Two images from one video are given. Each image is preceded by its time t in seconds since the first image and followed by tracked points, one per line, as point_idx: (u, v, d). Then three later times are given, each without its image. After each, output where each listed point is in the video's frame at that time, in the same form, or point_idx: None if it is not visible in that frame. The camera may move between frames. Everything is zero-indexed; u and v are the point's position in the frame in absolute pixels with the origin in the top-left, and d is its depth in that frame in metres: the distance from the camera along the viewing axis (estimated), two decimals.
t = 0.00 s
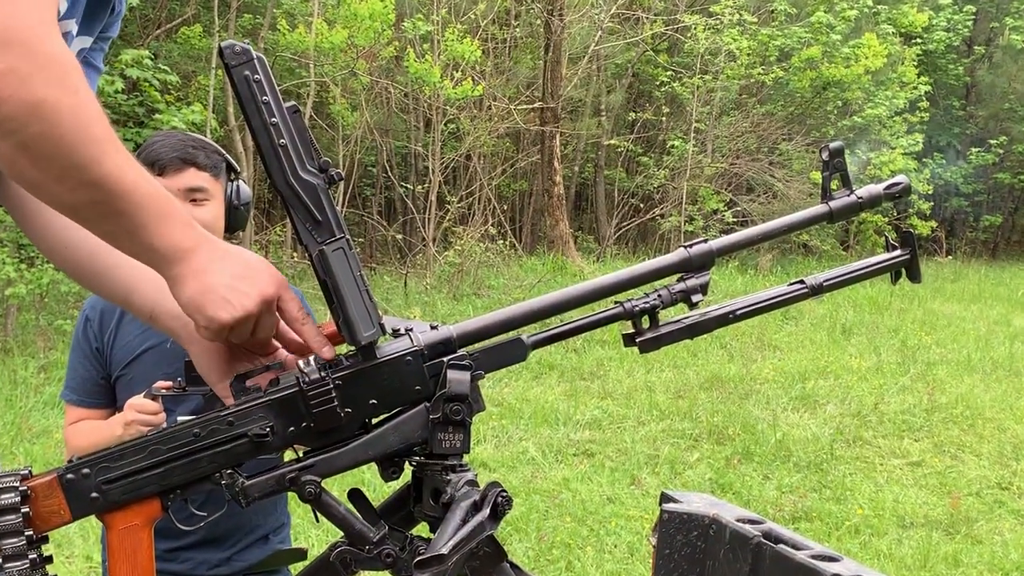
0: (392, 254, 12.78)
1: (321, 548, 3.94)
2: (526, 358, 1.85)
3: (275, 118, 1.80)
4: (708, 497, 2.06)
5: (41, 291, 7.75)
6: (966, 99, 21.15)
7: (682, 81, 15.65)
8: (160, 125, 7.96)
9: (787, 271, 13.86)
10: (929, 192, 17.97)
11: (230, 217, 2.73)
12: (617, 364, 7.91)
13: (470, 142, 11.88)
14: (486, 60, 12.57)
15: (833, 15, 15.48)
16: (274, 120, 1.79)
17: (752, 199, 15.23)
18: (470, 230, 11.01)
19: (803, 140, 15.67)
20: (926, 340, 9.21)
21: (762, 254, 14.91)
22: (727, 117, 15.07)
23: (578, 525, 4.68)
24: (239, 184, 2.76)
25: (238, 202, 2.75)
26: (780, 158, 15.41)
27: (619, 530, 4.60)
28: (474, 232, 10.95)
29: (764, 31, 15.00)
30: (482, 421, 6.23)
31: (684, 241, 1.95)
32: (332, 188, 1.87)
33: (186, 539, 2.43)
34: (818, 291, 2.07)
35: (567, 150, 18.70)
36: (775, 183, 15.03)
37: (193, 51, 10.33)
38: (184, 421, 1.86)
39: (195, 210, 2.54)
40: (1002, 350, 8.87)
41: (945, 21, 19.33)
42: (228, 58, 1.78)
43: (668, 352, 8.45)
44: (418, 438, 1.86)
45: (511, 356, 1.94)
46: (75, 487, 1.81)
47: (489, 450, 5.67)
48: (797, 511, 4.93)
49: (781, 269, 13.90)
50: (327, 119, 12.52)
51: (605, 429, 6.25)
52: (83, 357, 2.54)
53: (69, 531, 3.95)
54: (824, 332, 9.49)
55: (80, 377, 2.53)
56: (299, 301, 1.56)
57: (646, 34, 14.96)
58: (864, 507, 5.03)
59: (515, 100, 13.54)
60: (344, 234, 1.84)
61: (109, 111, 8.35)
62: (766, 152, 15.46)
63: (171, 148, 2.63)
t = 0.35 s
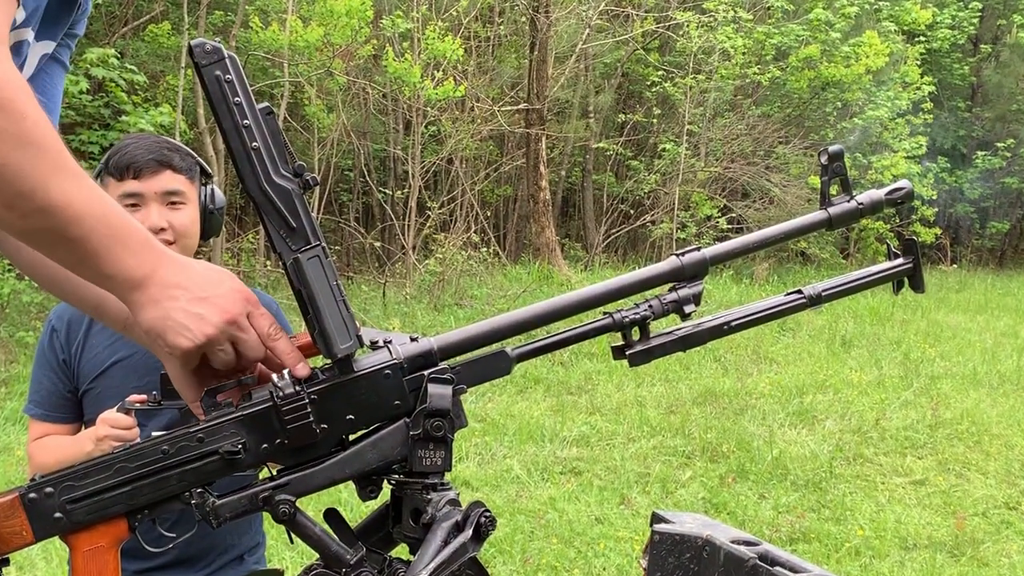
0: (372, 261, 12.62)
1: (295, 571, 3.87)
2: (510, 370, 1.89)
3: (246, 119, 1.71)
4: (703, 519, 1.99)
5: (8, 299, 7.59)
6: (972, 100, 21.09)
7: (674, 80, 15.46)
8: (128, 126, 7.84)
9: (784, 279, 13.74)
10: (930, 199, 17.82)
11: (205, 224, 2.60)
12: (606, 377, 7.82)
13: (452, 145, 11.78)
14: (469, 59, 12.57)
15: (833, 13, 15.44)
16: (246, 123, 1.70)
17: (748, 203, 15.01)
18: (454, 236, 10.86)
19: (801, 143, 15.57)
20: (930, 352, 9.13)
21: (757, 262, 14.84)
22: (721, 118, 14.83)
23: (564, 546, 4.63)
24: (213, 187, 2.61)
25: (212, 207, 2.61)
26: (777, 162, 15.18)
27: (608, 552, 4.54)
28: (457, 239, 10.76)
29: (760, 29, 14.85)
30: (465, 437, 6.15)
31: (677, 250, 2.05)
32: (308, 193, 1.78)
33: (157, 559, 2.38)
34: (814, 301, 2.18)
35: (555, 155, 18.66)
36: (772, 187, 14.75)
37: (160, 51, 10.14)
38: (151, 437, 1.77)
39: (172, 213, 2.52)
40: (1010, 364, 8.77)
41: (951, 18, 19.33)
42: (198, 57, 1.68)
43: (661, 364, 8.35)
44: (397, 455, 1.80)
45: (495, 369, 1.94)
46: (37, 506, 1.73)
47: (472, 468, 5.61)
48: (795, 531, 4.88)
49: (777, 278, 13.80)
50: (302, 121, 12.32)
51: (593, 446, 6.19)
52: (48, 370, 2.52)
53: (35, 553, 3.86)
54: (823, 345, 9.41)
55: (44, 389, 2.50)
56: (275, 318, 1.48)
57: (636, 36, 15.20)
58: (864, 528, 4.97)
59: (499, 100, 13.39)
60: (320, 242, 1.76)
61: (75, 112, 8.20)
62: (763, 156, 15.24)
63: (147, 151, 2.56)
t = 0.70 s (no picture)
0: (371, 261, 12.62)
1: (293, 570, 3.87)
2: (511, 370, 1.89)
3: (247, 120, 1.71)
4: (702, 519, 1.99)
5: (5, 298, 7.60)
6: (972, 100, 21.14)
7: (674, 80, 15.46)
8: (129, 126, 7.84)
9: (783, 279, 13.74)
10: (930, 199, 17.83)
11: (207, 222, 2.65)
12: (606, 377, 7.83)
13: (452, 144, 11.80)
14: (469, 59, 12.59)
15: (832, 14, 15.48)
16: (246, 123, 1.70)
17: (747, 204, 15.02)
18: (454, 236, 10.87)
19: (801, 143, 15.59)
20: (930, 352, 9.13)
21: (757, 263, 14.87)
22: (721, 118, 14.83)
23: (565, 546, 4.63)
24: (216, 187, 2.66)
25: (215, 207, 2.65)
26: (777, 162, 15.20)
27: (608, 552, 4.54)
28: (457, 239, 10.76)
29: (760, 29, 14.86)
30: (465, 437, 6.15)
31: (677, 250, 2.05)
32: (308, 194, 1.78)
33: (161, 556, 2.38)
34: (815, 300, 2.17)
35: (555, 155, 18.69)
36: (772, 188, 14.76)
37: (160, 51, 10.13)
38: (151, 438, 1.77)
39: (176, 211, 2.52)
40: (1010, 363, 8.78)
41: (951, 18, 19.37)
42: (198, 57, 1.67)
43: (660, 364, 8.35)
44: (397, 455, 1.80)
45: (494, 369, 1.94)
46: (36, 506, 1.73)
47: (472, 468, 5.61)
48: (795, 531, 4.88)
49: (778, 278, 13.81)
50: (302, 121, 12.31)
51: (593, 445, 6.19)
52: (50, 369, 2.52)
53: (33, 551, 3.86)
54: (823, 345, 9.41)
55: (45, 388, 2.49)
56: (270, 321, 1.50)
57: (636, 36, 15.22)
58: (864, 528, 4.96)
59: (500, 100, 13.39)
60: (320, 242, 1.76)
61: (74, 112, 8.19)
62: (763, 156, 15.26)
63: (153, 147, 2.54)
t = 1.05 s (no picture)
0: (371, 261, 12.61)
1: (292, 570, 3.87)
2: (511, 370, 1.89)
3: (247, 120, 1.71)
4: (702, 519, 1.99)
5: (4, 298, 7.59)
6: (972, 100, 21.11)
7: (674, 80, 15.43)
8: (129, 125, 7.83)
9: (783, 279, 13.74)
10: (930, 199, 17.83)
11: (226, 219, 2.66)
12: (606, 377, 7.82)
13: (452, 144, 11.80)
14: (469, 59, 12.59)
15: (832, 14, 15.50)
16: (246, 123, 1.70)
17: (747, 204, 15.01)
18: (454, 236, 10.86)
19: (801, 143, 15.60)
20: (930, 352, 9.13)
21: (758, 263, 14.88)
22: (720, 119, 14.82)
23: (565, 547, 4.63)
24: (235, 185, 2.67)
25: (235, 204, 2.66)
26: (777, 162, 15.20)
27: (608, 552, 4.54)
28: (457, 239, 10.75)
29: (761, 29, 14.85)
30: (465, 438, 6.14)
31: (677, 250, 2.05)
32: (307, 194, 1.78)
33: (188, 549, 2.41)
34: (815, 301, 2.18)
35: (555, 155, 18.69)
36: (772, 188, 14.75)
37: (160, 52, 10.12)
38: (151, 437, 1.78)
39: (194, 209, 2.53)
40: (1010, 363, 8.79)
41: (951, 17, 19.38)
42: (198, 57, 1.67)
43: (660, 364, 8.35)
44: (396, 455, 1.80)
45: (494, 369, 1.94)
46: (36, 507, 1.71)
47: (473, 468, 5.60)
48: (795, 531, 4.88)
49: (778, 278, 13.82)
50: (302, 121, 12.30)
51: (593, 445, 6.19)
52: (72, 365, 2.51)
53: (31, 551, 3.85)
54: (823, 344, 9.41)
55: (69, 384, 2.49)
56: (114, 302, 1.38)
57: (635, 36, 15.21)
58: (864, 528, 4.97)
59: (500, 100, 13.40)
60: (319, 242, 1.75)
61: (73, 112, 8.18)
62: (763, 156, 15.27)
63: (170, 146, 2.53)
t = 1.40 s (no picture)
0: (372, 262, 12.61)
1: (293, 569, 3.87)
2: (511, 370, 1.89)
3: (246, 119, 1.71)
4: (702, 519, 1.99)
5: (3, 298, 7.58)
6: (972, 100, 21.10)
7: (674, 80, 15.43)
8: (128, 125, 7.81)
9: (783, 279, 13.74)
10: (930, 199, 17.82)
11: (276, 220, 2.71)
12: (606, 377, 7.83)
13: (452, 144, 11.80)
14: (469, 59, 12.59)
15: (832, 14, 15.53)
16: (246, 123, 1.70)
17: (747, 204, 15.00)
18: (453, 236, 10.86)
19: (801, 143, 15.60)
20: (930, 352, 9.13)
21: (758, 262, 14.88)
22: (720, 119, 14.82)
23: (565, 547, 4.63)
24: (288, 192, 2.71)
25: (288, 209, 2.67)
26: (777, 162, 15.20)
27: (607, 552, 4.54)
28: (457, 239, 10.75)
29: (760, 29, 14.85)
30: (464, 438, 6.14)
31: (677, 250, 2.05)
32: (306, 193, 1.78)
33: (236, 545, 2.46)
34: (815, 300, 2.18)
35: (555, 155, 18.69)
36: (773, 188, 14.75)
37: (159, 52, 10.12)
38: (151, 437, 1.78)
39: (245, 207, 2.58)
40: (1010, 363, 8.79)
41: (951, 17, 19.40)
42: (198, 56, 1.66)
43: (660, 364, 8.35)
44: (396, 456, 1.80)
45: (494, 369, 1.95)
46: (37, 506, 1.71)
47: (472, 468, 5.60)
48: (795, 531, 4.87)
49: (778, 278, 13.82)
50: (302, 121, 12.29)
51: (593, 445, 6.19)
52: (126, 365, 2.57)
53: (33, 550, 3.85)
54: (823, 344, 9.41)
55: (121, 383, 2.56)
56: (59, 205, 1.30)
57: (635, 36, 15.20)
58: (864, 528, 4.96)
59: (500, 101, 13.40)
60: (320, 241, 1.74)
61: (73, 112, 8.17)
62: (763, 156, 15.27)
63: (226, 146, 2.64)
